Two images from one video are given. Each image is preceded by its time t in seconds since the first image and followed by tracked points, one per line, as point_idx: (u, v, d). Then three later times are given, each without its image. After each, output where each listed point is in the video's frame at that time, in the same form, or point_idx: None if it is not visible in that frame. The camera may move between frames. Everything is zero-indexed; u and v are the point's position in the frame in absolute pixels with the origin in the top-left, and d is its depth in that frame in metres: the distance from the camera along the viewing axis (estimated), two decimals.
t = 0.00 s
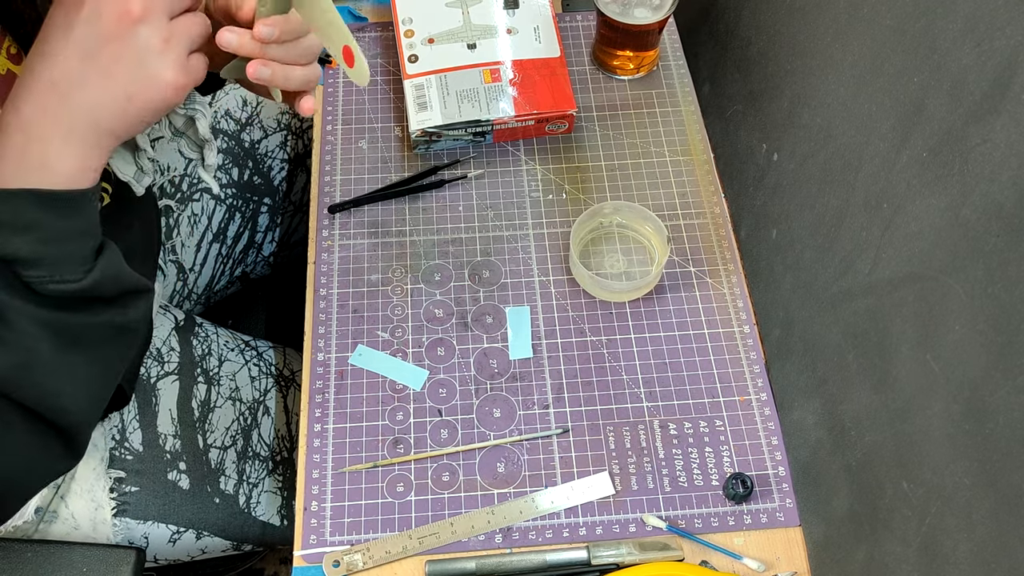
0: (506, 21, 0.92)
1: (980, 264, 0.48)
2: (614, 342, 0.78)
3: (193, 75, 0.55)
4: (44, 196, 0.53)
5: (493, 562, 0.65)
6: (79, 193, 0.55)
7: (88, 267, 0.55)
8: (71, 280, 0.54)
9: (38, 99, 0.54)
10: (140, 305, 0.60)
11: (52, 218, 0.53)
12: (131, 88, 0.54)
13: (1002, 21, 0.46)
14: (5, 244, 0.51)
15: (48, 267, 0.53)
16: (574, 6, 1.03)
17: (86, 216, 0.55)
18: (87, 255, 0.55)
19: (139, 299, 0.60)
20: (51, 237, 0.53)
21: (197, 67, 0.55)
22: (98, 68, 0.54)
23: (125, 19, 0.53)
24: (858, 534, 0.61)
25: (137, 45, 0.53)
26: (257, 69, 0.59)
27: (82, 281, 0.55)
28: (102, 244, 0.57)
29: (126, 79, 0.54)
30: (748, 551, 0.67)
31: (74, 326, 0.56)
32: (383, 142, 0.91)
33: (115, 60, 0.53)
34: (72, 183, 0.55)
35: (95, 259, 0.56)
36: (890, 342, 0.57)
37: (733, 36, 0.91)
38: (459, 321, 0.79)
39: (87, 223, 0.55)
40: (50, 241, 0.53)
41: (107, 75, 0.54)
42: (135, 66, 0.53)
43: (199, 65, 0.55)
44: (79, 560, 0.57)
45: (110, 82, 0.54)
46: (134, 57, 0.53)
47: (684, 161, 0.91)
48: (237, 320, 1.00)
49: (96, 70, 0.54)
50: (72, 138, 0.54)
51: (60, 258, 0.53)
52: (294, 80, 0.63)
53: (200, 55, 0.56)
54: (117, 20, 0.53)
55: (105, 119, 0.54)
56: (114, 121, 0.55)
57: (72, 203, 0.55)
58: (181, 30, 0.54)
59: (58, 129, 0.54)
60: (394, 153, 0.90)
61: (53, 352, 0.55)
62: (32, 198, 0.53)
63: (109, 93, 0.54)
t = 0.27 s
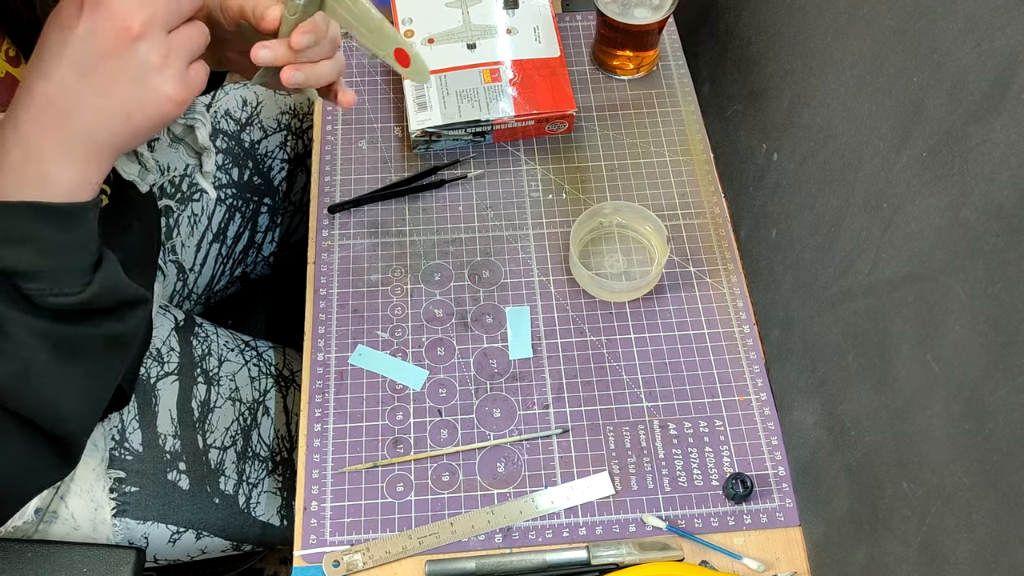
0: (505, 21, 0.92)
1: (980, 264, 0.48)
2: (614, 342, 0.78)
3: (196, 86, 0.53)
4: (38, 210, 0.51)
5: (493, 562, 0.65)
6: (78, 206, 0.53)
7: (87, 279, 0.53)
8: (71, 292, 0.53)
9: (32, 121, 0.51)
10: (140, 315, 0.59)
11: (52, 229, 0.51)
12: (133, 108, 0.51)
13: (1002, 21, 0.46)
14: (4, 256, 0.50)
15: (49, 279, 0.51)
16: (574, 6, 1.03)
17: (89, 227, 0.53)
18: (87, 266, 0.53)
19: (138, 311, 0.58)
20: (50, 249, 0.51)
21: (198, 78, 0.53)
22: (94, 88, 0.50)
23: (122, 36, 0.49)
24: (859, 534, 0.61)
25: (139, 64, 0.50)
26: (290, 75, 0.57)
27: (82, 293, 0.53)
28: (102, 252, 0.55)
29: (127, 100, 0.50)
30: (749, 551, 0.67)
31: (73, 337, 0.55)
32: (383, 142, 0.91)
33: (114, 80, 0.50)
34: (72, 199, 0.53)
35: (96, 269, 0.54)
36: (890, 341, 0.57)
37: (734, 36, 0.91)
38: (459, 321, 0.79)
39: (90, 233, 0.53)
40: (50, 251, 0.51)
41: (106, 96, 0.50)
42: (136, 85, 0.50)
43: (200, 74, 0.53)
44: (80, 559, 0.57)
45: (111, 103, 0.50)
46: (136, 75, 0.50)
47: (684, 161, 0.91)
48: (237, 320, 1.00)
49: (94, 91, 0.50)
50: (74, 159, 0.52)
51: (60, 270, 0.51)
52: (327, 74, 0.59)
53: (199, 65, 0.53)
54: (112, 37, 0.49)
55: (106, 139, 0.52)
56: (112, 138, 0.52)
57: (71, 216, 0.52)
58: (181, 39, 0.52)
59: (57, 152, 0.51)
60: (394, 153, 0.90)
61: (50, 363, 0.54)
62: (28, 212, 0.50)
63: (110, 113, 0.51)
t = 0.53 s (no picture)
0: (505, 21, 0.92)
1: (980, 264, 0.48)
2: (614, 342, 0.78)
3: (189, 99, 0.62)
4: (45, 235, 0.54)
5: (493, 562, 0.65)
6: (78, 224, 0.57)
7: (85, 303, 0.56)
8: (69, 315, 0.55)
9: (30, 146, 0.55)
10: (135, 333, 0.62)
11: (53, 255, 0.54)
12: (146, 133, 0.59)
13: (1002, 21, 0.46)
14: (8, 283, 0.52)
15: (49, 304, 0.54)
16: (574, 6, 1.03)
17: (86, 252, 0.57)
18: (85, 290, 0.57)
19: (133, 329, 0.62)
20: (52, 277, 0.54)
21: (192, 88, 0.62)
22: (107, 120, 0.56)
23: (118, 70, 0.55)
24: (859, 534, 0.61)
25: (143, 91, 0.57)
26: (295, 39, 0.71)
27: (81, 316, 0.56)
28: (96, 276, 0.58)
29: (133, 123, 0.58)
30: (749, 551, 0.67)
31: (71, 357, 0.57)
32: (383, 142, 0.91)
33: (123, 110, 0.57)
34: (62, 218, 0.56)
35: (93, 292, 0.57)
36: (891, 341, 0.57)
37: (733, 36, 0.91)
38: (459, 321, 0.79)
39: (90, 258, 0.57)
40: (50, 278, 0.54)
41: (116, 126, 0.57)
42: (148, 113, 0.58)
43: (193, 84, 0.62)
44: (80, 559, 0.57)
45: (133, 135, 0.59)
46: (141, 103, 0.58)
47: (684, 161, 0.91)
48: (237, 320, 1.00)
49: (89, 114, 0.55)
50: (72, 178, 0.56)
51: (60, 296, 0.54)
52: (344, 35, 0.76)
53: (191, 74, 0.62)
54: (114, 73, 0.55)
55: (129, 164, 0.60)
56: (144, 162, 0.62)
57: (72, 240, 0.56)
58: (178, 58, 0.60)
59: (49, 170, 0.55)
60: (394, 153, 0.90)
61: (46, 380, 0.55)
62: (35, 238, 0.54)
63: (125, 143, 0.58)
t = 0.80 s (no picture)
0: (505, 21, 0.92)
1: (980, 264, 0.48)
2: (614, 342, 0.78)
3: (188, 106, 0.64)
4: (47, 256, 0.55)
5: (493, 562, 0.65)
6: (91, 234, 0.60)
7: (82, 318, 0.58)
8: (68, 331, 0.57)
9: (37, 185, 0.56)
10: (132, 342, 0.63)
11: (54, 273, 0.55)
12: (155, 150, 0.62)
13: (1002, 21, 0.46)
14: (10, 302, 0.53)
15: (50, 320, 0.55)
16: (574, 6, 1.03)
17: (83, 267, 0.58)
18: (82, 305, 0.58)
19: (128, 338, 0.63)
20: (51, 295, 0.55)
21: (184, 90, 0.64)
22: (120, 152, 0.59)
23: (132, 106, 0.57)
24: (859, 534, 0.61)
25: (148, 115, 0.59)
26: None
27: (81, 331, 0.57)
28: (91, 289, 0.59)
29: (140, 142, 0.60)
30: (748, 551, 0.67)
31: (74, 368, 0.58)
32: (383, 142, 0.91)
33: (132, 136, 0.59)
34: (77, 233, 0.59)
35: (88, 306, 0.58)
36: (890, 341, 0.57)
37: (733, 36, 0.91)
38: (459, 321, 0.79)
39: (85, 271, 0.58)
40: (50, 295, 0.55)
41: (125, 149, 0.59)
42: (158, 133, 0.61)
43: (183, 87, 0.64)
44: (81, 559, 0.57)
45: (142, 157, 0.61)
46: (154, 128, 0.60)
47: (684, 161, 0.91)
48: (237, 320, 1.00)
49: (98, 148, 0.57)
50: (81, 204, 0.59)
51: (61, 313, 0.56)
52: None
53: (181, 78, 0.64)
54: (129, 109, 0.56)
55: (133, 178, 0.63)
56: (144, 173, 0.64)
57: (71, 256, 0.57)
58: (164, 71, 0.61)
59: (62, 202, 0.58)
60: (394, 153, 0.90)
61: (46, 391, 0.57)
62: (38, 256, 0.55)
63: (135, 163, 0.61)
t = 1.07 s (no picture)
0: (505, 21, 0.92)
1: (980, 264, 0.48)
2: (614, 342, 0.78)
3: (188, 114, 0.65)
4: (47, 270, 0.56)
5: (493, 562, 0.65)
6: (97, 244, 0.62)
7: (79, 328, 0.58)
8: (66, 342, 0.57)
9: (51, 205, 0.57)
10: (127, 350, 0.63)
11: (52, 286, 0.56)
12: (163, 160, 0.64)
13: (1002, 21, 0.46)
14: (10, 315, 0.54)
15: (49, 333, 0.56)
16: (574, 6, 1.03)
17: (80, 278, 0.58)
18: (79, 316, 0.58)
19: (122, 346, 0.63)
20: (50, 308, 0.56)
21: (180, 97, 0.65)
22: (130, 169, 0.61)
23: (144, 131, 0.58)
24: (859, 534, 0.61)
25: (158, 136, 0.61)
26: None
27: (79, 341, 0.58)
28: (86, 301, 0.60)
29: (147, 159, 0.62)
30: (748, 551, 0.67)
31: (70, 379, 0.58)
32: (383, 142, 0.91)
33: (142, 155, 0.61)
34: (86, 245, 0.61)
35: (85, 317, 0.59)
36: (890, 341, 0.57)
37: (733, 36, 0.91)
38: (459, 321, 0.79)
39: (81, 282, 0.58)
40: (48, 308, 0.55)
41: (132, 167, 0.61)
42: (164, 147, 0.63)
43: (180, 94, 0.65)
44: (81, 558, 0.57)
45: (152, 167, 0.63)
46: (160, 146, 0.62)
47: (684, 161, 0.91)
48: (237, 320, 1.00)
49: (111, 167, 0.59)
50: (90, 221, 0.60)
51: (59, 325, 0.56)
52: None
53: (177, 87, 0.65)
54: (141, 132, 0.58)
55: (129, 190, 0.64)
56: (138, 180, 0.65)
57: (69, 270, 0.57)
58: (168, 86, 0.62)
59: (74, 220, 0.59)
60: (394, 153, 0.90)
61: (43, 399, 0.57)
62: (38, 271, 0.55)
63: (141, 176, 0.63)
